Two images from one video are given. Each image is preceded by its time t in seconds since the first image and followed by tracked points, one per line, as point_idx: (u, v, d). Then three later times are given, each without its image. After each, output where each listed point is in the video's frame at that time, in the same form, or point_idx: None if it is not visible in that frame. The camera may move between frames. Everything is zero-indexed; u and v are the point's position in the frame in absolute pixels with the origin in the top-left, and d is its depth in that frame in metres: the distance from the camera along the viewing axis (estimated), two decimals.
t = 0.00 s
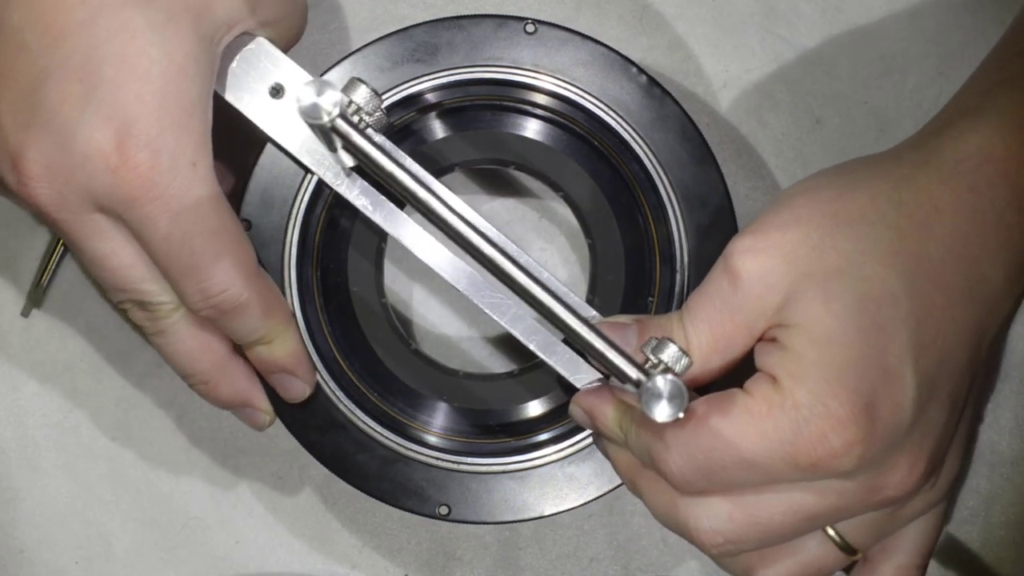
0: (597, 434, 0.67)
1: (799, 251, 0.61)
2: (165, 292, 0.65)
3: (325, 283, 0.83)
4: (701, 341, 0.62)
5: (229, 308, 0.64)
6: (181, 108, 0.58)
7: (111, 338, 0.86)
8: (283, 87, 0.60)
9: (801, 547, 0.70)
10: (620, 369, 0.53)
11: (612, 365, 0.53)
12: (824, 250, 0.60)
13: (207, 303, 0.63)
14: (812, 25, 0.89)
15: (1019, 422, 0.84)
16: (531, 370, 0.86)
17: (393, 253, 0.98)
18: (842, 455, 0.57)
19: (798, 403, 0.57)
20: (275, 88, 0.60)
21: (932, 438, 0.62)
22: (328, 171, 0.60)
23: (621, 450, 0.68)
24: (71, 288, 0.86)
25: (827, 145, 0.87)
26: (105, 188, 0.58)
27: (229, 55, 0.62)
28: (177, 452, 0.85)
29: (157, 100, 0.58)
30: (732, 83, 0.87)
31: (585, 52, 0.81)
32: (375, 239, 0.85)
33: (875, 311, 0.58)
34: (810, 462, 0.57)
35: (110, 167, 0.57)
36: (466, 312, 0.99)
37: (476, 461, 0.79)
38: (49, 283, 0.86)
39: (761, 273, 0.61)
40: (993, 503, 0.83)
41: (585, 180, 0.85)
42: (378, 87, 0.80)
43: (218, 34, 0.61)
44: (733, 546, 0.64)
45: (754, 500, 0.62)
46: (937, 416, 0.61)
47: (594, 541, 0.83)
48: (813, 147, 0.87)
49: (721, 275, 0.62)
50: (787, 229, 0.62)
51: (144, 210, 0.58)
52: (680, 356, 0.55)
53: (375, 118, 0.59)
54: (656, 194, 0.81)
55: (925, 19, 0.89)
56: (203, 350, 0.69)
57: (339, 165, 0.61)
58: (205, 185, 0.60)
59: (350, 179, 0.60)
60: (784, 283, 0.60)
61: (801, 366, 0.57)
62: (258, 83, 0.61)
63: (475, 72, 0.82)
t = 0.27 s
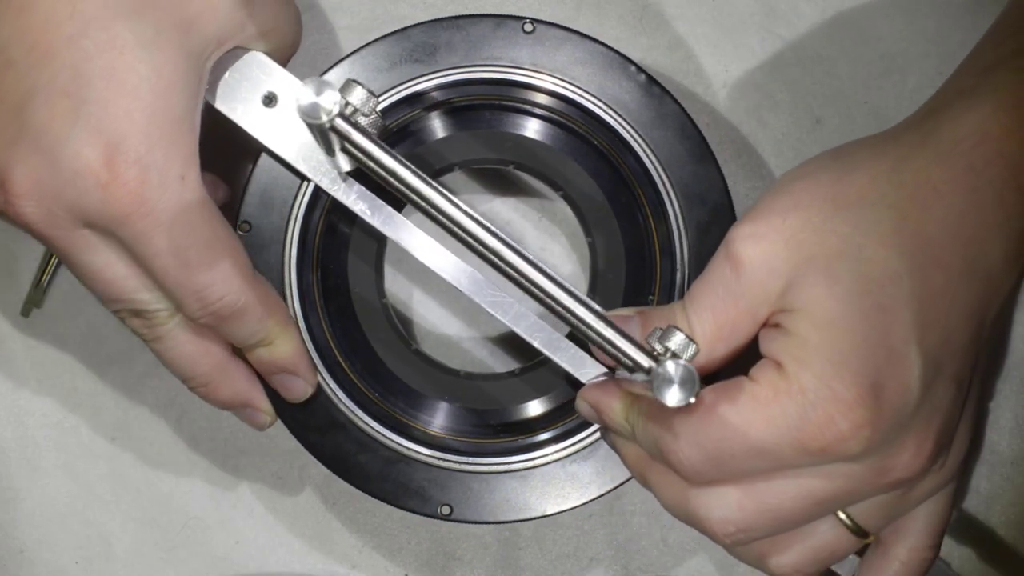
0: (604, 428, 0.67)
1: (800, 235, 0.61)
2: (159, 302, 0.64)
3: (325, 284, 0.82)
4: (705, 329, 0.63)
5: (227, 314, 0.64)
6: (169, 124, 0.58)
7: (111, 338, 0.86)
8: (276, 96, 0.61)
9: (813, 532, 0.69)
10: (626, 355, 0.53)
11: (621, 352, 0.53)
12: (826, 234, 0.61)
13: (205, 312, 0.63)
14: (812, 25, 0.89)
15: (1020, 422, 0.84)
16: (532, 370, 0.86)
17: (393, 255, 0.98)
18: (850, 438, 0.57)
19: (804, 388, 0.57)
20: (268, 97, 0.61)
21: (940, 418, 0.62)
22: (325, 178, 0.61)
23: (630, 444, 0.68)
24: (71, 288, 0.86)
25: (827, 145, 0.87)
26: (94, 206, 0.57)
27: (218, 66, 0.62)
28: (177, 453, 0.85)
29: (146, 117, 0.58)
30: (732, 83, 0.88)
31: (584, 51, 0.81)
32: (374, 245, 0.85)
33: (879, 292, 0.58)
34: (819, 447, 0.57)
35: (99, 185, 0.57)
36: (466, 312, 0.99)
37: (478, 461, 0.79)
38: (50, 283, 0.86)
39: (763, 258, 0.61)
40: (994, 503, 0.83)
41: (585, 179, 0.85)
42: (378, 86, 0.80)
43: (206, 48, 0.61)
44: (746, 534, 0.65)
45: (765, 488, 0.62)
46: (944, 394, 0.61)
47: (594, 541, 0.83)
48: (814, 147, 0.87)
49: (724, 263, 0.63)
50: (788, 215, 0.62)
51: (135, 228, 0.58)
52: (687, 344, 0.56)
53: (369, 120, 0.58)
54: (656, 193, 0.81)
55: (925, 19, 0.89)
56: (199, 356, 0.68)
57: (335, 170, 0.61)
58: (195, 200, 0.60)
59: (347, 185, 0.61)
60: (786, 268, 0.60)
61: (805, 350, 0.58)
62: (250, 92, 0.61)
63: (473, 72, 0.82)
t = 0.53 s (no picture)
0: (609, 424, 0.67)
1: (801, 225, 0.61)
2: (157, 306, 0.64)
3: (325, 285, 0.82)
4: (707, 323, 0.62)
5: (228, 315, 0.64)
6: (158, 136, 0.58)
7: (112, 337, 0.86)
8: (268, 105, 0.63)
9: (823, 520, 0.71)
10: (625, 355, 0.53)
11: (620, 354, 0.53)
12: (826, 224, 0.61)
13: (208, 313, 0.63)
14: (812, 25, 0.89)
15: (1020, 422, 0.84)
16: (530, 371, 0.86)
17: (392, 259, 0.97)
18: (857, 430, 0.57)
19: (808, 381, 0.57)
20: (260, 107, 0.62)
21: (946, 405, 0.62)
22: (320, 184, 0.62)
23: (638, 440, 0.68)
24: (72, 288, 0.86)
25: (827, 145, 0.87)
26: (86, 221, 0.57)
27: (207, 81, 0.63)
28: (177, 453, 0.85)
29: (135, 130, 0.57)
30: (732, 83, 0.88)
31: (584, 51, 0.81)
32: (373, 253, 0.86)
33: (880, 282, 0.59)
34: (826, 441, 0.57)
35: (92, 201, 0.56)
36: (466, 312, 0.99)
37: (478, 460, 0.79)
38: (50, 283, 0.86)
39: (763, 250, 0.61)
40: (993, 502, 0.83)
41: (585, 178, 0.85)
42: (378, 87, 0.80)
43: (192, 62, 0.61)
44: (757, 526, 0.65)
45: (774, 479, 0.62)
46: (949, 380, 0.62)
47: (594, 541, 0.83)
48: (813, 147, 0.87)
49: (725, 257, 0.62)
50: (788, 205, 0.62)
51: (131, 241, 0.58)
52: (687, 339, 0.55)
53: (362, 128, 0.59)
54: (656, 194, 0.81)
55: (925, 19, 0.89)
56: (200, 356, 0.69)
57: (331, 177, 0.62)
58: (188, 209, 0.60)
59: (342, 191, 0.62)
60: (787, 259, 0.60)
61: (808, 341, 0.58)
62: (242, 102, 0.63)
63: (473, 73, 0.82)
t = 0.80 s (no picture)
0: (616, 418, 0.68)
1: (803, 214, 0.61)
2: (158, 313, 0.63)
3: (324, 286, 0.83)
4: (711, 313, 0.62)
5: (226, 316, 0.66)
6: (152, 151, 0.57)
7: (112, 337, 0.86)
8: (261, 117, 0.63)
9: (835, 505, 0.71)
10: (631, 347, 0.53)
11: (626, 350, 0.53)
12: (827, 212, 0.61)
13: (212, 308, 0.64)
14: (812, 25, 0.89)
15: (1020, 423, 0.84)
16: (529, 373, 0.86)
17: (390, 266, 0.96)
18: (865, 414, 0.57)
19: (814, 367, 0.57)
20: (253, 118, 0.63)
21: (952, 384, 0.62)
22: (317, 193, 0.63)
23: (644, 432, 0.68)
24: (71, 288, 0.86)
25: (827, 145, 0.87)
26: (82, 239, 0.56)
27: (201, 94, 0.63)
28: (177, 453, 0.85)
29: (128, 147, 0.56)
30: (732, 83, 0.87)
31: (584, 51, 0.81)
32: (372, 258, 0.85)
33: (882, 268, 0.59)
34: (833, 426, 0.57)
35: (86, 220, 0.56)
36: (465, 312, 0.98)
37: (477, 461, 0.79)
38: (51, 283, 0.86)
39: (765, 239, 0.61)
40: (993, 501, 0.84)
41: (585, 179, 0.85)
42: (377, 87, 0.80)
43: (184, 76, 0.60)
44: (768, 514, 0.65)
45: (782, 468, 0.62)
46: (955, 360, 0.61)
47: (594, 542, 0.83)
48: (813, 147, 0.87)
49: (726, 247, 0.62)
50: (788, 193, 0.62)
51: (129, 257, 0.58)
52: (691, 330, 0.55)
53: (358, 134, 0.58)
54: (656, 194, 0.81)
55: (925, 19, 0.89)
56: (200, 362, 0.68)
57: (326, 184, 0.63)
58: (186, 220, 0.60)
59: (338, 200, 0.63)
60: (789, 249, 0.60)
61: (813, 327, 0.58)
62: (235, 113, 0.63)
63: (474, 73, 0.82)
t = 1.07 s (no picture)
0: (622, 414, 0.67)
1: (804, 200, 0.61)
2: (158, 318, 0.64)
3: (324, 285, 0.82)
4: (714, 303, 0.62)
5: (226, 319, 0.66)
6: (149, 157, 0.57)
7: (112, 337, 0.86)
8: (256, 124, 0.63)
9: (843, 493, 0.71)
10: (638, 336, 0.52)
11: (632, 334, 0.52)
12: (827, 198, 0.60)
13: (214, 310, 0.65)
14: (812, 25, 0.89)
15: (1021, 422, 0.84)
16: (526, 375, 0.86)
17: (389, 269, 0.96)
18: (873, 400, 0.57)
19: (820, 355, 0.57)
20: (249, 126, 0.62)
21: (958, 365, 0.63)
22: (315, 198, 0.62)
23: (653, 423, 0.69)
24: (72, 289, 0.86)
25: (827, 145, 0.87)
26: (81, 249, 0.56)
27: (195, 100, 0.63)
28: (177, 453, 0.85)
29: (126, 154, 0.56)
30: (732, 84, 0.88)
31: (584, 51, 0.81)
32: (372, 259, 0.86)
33: (886, 252, 0.59)
34: (841, 412, 0.57)
35: (85, 230, 0.55)
36: (466, 312, 0.98)
37: (477, 461, 0.79)
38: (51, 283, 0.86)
39: (766, 226, 0.61)
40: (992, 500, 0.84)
41: (585, 178, 0.85)
42: (377, 87, 0.80)
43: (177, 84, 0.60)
44: (779, 502, 0.65)
45: (790, 455, 0.62)
46: (958, 339, 0.63)
47: (594, 542, 0.83)
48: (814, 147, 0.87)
49: (727, 236, 0.62)
50: (788, 180, 0.62)
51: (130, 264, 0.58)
52: (696, 317, 0.55)
53: (353, 137, 0.57)
54: (656, 193, 0.81)
55: (925, 19, 0.89)
56: (200, 366, 0.68)
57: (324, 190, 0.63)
58: (185, 224, 0.59)
59: (336, 203, 0.63)
60: (789, 237, 0.60)
61: (817, 313, 0.58)
62: (231, 123, 0.63)
63: (474, 72, 0.82)
